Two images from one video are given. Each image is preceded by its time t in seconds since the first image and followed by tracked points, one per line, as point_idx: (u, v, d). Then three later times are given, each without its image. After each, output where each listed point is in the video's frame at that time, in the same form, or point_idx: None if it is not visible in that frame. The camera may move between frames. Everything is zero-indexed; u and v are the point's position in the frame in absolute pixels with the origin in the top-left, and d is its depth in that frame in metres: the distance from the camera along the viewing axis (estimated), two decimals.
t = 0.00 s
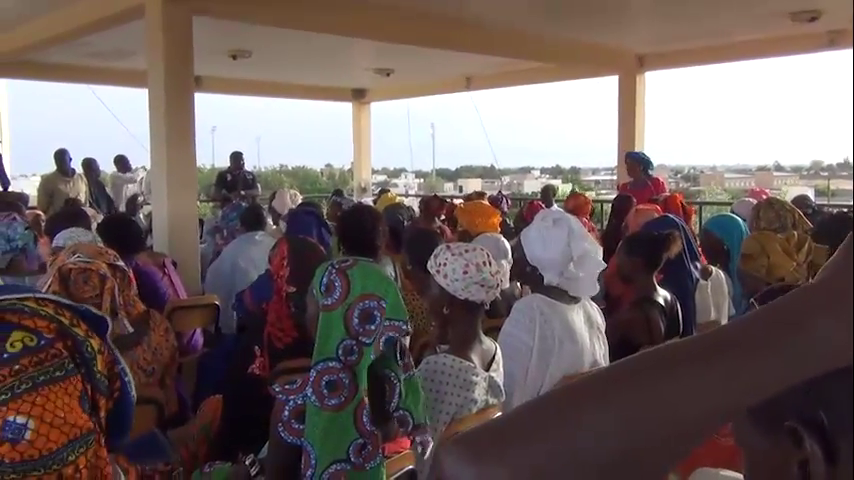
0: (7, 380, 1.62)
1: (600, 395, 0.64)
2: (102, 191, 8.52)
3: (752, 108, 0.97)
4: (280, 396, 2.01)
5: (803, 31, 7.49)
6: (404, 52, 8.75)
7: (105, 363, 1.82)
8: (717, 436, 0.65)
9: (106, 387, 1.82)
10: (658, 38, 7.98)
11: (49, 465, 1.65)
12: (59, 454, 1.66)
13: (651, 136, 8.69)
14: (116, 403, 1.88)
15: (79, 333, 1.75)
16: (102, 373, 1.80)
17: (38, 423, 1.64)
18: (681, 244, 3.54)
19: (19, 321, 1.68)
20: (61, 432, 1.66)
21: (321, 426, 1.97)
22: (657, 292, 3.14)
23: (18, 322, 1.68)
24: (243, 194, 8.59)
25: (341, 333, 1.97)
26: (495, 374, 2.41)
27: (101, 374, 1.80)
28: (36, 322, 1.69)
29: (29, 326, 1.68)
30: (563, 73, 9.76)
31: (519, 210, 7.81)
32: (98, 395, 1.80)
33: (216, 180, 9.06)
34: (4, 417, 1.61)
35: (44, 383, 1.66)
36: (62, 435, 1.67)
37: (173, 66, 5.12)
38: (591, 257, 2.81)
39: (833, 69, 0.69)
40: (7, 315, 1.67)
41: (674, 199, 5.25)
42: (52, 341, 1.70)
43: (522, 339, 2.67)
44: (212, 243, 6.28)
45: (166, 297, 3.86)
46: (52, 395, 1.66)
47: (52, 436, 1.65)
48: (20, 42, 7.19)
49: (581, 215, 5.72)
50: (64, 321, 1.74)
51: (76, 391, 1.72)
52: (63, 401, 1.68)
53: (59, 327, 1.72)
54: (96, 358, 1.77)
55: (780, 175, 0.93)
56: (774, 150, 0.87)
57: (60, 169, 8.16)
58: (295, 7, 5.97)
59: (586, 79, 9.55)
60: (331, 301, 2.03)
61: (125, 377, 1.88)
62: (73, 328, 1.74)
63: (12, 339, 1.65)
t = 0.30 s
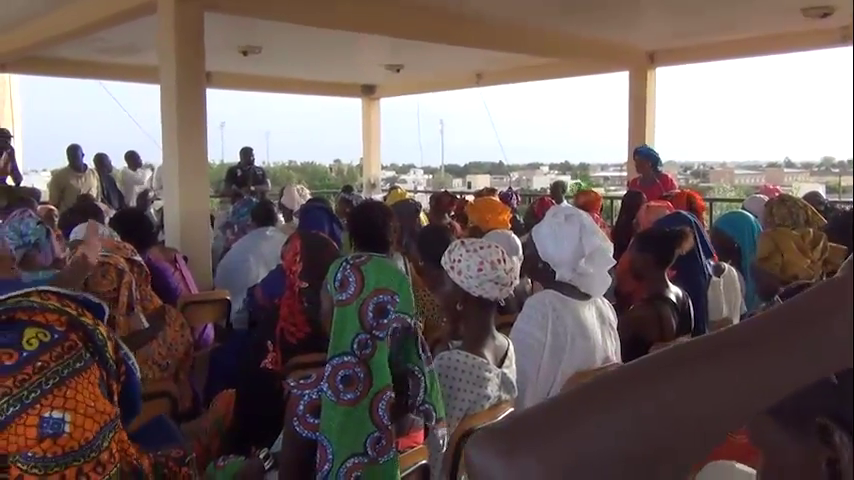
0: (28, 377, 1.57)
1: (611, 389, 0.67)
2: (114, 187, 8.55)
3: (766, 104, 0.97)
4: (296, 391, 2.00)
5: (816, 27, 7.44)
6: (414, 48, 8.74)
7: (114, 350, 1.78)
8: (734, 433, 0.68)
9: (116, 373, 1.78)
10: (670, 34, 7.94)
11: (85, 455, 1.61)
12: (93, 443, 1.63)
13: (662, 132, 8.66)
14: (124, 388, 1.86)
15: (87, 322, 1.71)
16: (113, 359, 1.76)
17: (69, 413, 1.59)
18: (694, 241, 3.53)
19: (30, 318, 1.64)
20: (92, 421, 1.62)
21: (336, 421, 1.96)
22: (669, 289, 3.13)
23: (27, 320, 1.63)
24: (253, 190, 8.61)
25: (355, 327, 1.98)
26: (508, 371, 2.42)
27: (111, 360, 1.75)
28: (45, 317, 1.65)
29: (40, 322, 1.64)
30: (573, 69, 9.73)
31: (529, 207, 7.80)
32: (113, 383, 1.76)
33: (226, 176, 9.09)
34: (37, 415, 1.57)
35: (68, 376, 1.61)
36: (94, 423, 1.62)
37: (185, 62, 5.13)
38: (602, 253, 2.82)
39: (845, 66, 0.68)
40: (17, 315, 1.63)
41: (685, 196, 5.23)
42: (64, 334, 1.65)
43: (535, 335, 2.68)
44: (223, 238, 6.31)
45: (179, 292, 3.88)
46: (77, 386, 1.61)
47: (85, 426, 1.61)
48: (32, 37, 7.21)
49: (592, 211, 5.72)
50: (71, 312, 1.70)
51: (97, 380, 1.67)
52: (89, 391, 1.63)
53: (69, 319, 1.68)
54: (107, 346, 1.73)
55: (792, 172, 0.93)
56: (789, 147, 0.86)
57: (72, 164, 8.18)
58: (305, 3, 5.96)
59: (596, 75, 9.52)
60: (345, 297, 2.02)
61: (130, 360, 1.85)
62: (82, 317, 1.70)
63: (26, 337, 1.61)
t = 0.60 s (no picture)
0: (56, 372, 1.55)
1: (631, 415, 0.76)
2: (128, 182, 8.59)
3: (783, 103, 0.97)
4: (314, 385, 2.00)
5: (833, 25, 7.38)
6: (428, 44, 8.73)
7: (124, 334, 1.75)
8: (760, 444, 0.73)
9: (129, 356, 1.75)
10: (685, 31, 7.89)
11: (117, 440, 1.64)
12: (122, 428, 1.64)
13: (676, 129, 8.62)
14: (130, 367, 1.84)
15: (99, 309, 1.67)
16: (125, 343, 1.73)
17: (101, 402, 1.59)
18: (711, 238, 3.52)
19: (47, 314, 1.60)
20: (122, 406, 1.63)
21: (352, 415, 1.95)
22: (685, 287, 3.14)
23: (43, 316, 1.59)
24: (266, 185, 8.63)
25: (372, 323, 1.99)
26: (523, 367, 2.43)
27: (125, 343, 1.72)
28: (61, 311, 1.61)
29: (58, 316, 1.60)
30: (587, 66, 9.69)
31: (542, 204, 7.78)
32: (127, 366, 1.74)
33: (239, 171, 9.11)
34: (72, 406, 1.56)
35: (94, 366, 1.60)
36: (125, 408, 1.64)
37: (201, 59, 5.15)
38: (619, 251, 2.82)
39: None
40: (34, 312, 1.59)
41: (700, 193, 5.22)
42: (82, 326, 1.61)
43: (551, 332, 2.68)
44: (237, 233, 6.34)
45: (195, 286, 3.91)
46: (103, 373, 1.61)
47: (117, 411, 1.62)
48: (49, 32, 7.24)
49: (606, 207, 5.71)
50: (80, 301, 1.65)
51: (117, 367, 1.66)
52: (113, 379, 1.62)
53: (84, 308, 1.63)
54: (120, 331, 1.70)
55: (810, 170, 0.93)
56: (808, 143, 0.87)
57: (88, 158, 8.23)
58: None
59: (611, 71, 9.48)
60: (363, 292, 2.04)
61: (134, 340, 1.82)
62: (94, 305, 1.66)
63: (47, 333, 1.58)
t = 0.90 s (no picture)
0: (88, 345, 1.43)
1: None
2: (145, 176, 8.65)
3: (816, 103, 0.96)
4: (334, 380, 2.02)
5: None
6: (444, 40, 8.73)
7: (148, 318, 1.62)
8: None
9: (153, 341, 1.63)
10: (703, 27, 7.85)
11: (148, 412, 1.49)
12: (153, 400, 1.50)
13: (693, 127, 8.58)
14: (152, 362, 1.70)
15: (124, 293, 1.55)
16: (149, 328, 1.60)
17: (134, 373, 1.46)
18: (729, 235, 3.50)
19: (77, 291, 1.49)
20: (152, 379, 1.50)
21: (370, 410, 1.97)
22: (703, 284, 3.13)
23: (73, 292, 1.49)
24: (281, 180, 8.68)
25: (391, 318, 1.99)
26: (540, 363, 2.44)
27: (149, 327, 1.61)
28: (88, 290, 1.49)
29: (88, 294, 1.49)
30: (602, 63, 9.66)
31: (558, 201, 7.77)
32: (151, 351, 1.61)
33: (255, 167, 9.15)
34: (105, 376, 1.43)
35: (124, 340, 1.47)
36: (152, 384, 1.50)
37: (219, 55, 5.18)
38: (637, 249, 2.81)
39: None
40: (65, 290, 1.48)
41: (716, 190, 5.19)
42: (111, 303, 1.50)
43: (568, 329, 2.68)
44: (253, 228, 6.37)
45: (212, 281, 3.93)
46: (134, 350, 1.48)
47: (148, 384, 1.49)
48: (67, 28, 7.28)
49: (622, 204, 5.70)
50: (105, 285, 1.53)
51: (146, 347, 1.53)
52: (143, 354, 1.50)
53: (115, 291, 1.53)
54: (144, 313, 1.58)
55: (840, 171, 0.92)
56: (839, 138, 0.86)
57: (107, 153, 8.28)
58: None
59: (627, 68, 9.44)
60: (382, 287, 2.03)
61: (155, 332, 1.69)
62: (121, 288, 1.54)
63: (77, 307, 1.46)
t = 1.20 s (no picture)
0: (114, 334, 1.45)
1: None
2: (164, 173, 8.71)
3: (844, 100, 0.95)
4: (354, 376, 2.03)
5: None
6: (461, 38, 8.72)
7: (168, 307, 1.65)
8: None
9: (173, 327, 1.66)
10: (723, 24, 7.79)
11: (177, 395, 1.52)
12: (180, 383, 1.53)
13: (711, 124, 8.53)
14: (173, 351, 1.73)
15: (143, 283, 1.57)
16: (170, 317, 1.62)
17: (158, 359, 1.48)
18: (749, 233, 3.48)
19: (96, 283, 1.49)
20: (176, 364, 1.52)
21: (390, 405, 1.98)
22: (723, 283, 3.12)
23: (94, 285, 1.49)
24: (298, 177, 8.71)
25: (410, 313, 1.99)
26: (560, 361, 2.44)
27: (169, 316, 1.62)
28: (108, 282, 1.50)
29: (109, 287, 1.50)
30: (619, 60, 9.62)
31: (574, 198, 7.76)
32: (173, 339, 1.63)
33: (271, 163, 9.19)
34: (131, 362, 1.45)
35: (147, 327, 1.49)
36: (178, 369, 1.52)
37: (239, 53, 5.21)
38: (656, 247, 2.81)
39: None
40: (86, 281, 1.49)
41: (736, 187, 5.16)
42: (132, 293, 1.51)
43: (587, 326, 2.68)
44: (271, 225, 6.40)
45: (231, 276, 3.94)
46: (158, 337, 1.50)
47: (174, 368, 1.51)
48: (88, 25, 7.32)
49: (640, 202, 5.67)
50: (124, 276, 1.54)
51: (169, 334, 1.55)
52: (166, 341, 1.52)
53: (134, 282, 1.54)
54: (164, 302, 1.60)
55: None
56: None
57: (128, 150, 8.33)
58: None
59: (646, 65, 9.39)
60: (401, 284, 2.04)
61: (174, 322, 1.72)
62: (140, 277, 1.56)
63: (100, 298, 1.48)
